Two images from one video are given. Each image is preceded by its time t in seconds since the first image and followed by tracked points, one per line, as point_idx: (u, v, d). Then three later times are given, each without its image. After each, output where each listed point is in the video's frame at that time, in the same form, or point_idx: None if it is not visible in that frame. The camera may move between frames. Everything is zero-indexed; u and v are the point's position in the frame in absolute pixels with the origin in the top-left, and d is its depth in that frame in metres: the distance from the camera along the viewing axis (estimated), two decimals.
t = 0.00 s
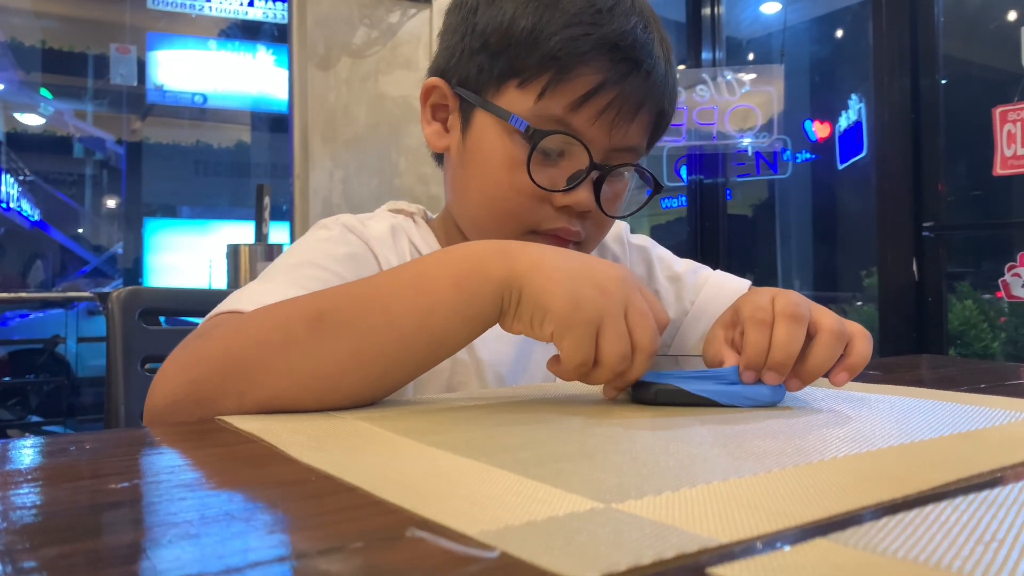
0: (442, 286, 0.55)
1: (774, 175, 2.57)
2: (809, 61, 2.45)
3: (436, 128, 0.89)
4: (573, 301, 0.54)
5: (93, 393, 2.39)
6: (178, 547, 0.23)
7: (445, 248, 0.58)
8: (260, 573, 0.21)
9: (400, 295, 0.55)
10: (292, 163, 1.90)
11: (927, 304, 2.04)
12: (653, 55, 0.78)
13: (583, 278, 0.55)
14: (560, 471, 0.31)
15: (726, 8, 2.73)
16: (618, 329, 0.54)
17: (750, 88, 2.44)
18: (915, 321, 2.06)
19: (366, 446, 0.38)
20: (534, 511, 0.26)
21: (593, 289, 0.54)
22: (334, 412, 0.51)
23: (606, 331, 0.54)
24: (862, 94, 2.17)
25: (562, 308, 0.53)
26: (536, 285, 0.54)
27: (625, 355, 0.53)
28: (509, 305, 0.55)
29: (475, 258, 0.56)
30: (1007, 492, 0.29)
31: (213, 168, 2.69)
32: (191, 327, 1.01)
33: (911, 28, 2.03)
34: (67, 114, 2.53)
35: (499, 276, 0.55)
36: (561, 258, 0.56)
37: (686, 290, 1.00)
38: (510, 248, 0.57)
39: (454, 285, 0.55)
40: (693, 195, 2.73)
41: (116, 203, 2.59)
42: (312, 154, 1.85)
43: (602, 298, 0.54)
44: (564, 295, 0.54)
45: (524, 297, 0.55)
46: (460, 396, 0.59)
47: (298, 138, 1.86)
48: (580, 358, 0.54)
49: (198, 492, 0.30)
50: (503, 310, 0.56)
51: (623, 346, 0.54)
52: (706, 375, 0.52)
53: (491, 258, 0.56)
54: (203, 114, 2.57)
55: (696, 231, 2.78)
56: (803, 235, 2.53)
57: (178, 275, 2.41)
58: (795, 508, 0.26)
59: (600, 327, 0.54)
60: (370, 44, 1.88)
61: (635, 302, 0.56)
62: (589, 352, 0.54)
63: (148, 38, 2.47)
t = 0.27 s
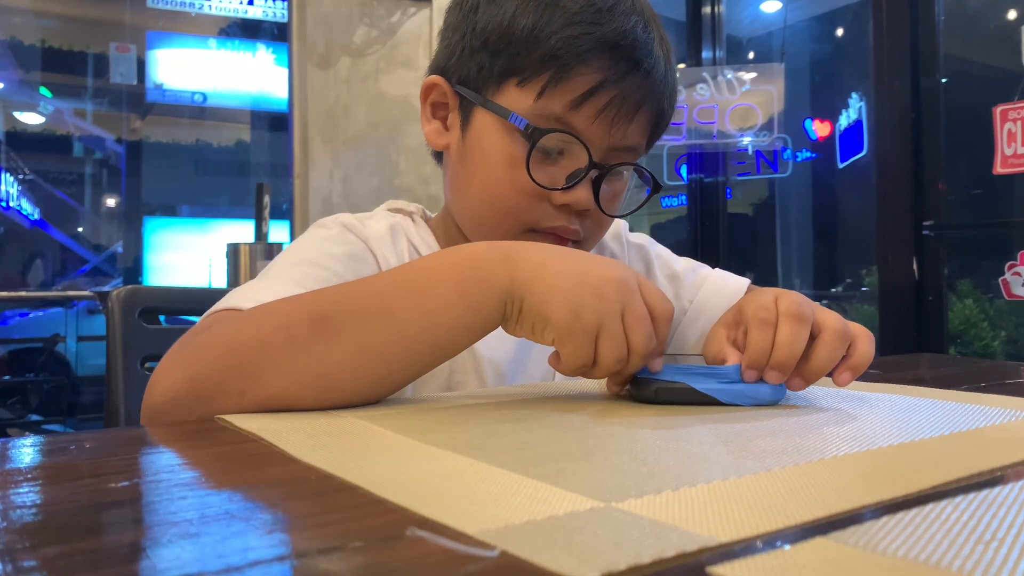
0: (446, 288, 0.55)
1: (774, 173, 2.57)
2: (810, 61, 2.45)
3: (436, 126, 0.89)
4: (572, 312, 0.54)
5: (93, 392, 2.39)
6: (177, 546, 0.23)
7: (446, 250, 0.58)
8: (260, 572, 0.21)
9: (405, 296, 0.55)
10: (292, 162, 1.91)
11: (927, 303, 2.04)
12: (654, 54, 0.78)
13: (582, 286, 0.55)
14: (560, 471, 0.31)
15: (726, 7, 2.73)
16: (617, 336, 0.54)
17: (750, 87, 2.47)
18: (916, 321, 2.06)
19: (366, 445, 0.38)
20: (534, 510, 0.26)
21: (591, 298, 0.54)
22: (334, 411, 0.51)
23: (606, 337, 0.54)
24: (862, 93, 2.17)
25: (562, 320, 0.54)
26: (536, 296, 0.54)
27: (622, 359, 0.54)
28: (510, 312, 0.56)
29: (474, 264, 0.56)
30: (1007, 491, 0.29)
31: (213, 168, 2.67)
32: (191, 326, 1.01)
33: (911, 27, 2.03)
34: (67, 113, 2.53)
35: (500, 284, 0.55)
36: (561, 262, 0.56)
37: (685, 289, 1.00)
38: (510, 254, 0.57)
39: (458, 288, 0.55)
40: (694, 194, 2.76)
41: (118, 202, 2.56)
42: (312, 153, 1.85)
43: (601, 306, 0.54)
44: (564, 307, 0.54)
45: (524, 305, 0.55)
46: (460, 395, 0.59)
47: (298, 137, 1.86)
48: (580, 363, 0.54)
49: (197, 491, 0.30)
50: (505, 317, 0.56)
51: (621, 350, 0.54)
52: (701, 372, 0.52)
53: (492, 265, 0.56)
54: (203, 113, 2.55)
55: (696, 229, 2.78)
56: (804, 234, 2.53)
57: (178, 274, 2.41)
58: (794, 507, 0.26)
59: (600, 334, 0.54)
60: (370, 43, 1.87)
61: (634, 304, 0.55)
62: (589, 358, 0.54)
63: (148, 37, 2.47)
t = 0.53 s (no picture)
0: (439, 283, 0.55)
1: (774, 173, 2.57)
2: (810, 60, 2.44)
3: (436, 127, 0.89)
4: (565, 306, 0.53)
5: (93, 391, 2.39)
6: (178, 545, 0.23)
7: (437, 241, 0.58)
8: (260, 572, 0.21)
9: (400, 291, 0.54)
10: (292, 162, 1.91)
11: (927, 302, 2.04)
12: (653, 49, 0.77)
13: (577, 280, 0.54)
14: (560, 471, 0.31)
15: (726, 7, 2.70)
16: (608, 332, 0.54)
17: (750, 87, 2.45)
18: (915, 320, 2.06)
19: (366, 445, 0.38)
20: (534, 510, 0.26)
21: (585, 292, 0.54)
22: (333, 410, 0.51)
23: (597, 332, 0.53)
24: (862, 93, 2.17)
25: (554, 314, 0.53)
26: (529, 288, 0.54)
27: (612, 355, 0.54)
28: (503, 303, 0.56)
29: (467, 254, 0.56)
30: (1007, 491, 0.29)
31: (214, 167, 2.63)
32: (190, 326, 1.01)
33: (912, 26, 2.03)
34: (66, 112, 2.53)
35: (492, 275, 0.55)
36: (557, 255, 0.55)
37: (690, 288, 1.00)
38: (504, 245, 0.56)
39: (452, 282, 0.55)
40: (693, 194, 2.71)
41: (118, 201, 2.56)
42: (312, 152, 1.85)
43: (594, 301, 0.54)
44: (557, 300, 0.53)
45: (516, 297, 0.55)
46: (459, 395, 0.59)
47: (298, 136, 1.86)
48: (570, 357, 0.54)
49: (197, 491, 0.30)
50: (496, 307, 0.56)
51: (612, 347, 0.54)
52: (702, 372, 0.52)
53: (485, 255, 0.56)
54: (203, 112, 2.51)
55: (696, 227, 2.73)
56: (804, 234, 2.52)
57: (178, 273, 2.41)
58: (794, 507, 0.26)
59: (590, 328, 0.54)
60: (369, 42, 1.87)
61: (627, 300, 0.55)
62: (579, 352, 0.54)
63: (148, 36, 2.47)
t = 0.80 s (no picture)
0: (433, 280, 0.54)
1: (774, 174, 2.57)
2: (810, 61, 2.44)
3: (433, 134, 0.89)
4: (566, 308, 0.50)
5: (93, 393, 2.39)
6: (178, 547, 0.23)
7: (438, 244, 0.57)
8: (260, 573, 0.21)
9: (396, 289, 0.54)
10: (292, 163, 1.91)
11: (927, 304, 2.04)
12: (648, 50, 0.77)
13: (582, 285, 0.51)
14: (560, 472, 0.31)
15: (726, 8, 2.71)
16: (615, 343, 0.50)
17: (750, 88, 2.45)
18: (916, 322, 2.05)
19: (366, 446, 0.38)
20: (534, 511, 0.26)
21: (590, 297, 0.50)
22: (333, 412, 0.51)
23: (601, 342, 0.49)
24: (862, 94, 2.17)
25: (554, 315, 0.50)
26: (528, 287, 0.52)
27: (620, 370, 0.49)
28: (501, 303, 0.54)
29: (464, 255, 0.55)
30: (1007, 492, 0.29)
31: (214, 168, 2.64)
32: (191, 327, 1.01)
33: (912, 28, 2.03)
34: (67, 114, 2.52)
35: (491, 276, 0.54)
36: (563, 262, 0.53)
37: (693, 290, 1.00)
38: (507, 249, 0.55)
39: (441, 281, 0.54)
40: (693, 194, 2.72)
41: (116, 203, 2.58)
42: (313, 154, 1.85)
43: (600, 308, 0.50)
44: (557, 301, 0.50)
45: (516, 299, 0.53)
46: (458, 396, 0.59)
47: (299, 138, 1.86)
48: (572, 370, 0.50)
49: (197, 493, 0.30)
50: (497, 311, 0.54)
51: (619, 363, 0.49)
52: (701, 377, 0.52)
53: (486, 258, 0.55)
54: (203, 115, 2.54)
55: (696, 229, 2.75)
56: (804, 235, 2.52)
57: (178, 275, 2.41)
58: (794, 509, 0.26)
59: (595, 337, 0.50)
60: (370, 44, 1.88)
61: (638, 314, 0.51)
62: (583, 366, 0.50)
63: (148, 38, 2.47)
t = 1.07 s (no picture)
0: (433, 278, 0.55)
1: (774, 173, 2.57)
2: (810, 59, 2.44)
3: (429, 134, 0.89)
4: (562, 289, 0.53)
5: (94, 391, 2.40)
6: (178, 545, 0.23)
7: (434, 240, 0.58)
8: (260, 572, 0.21)
9: (398, 292, 0.54)
10: (292, 161, 1.91)
11: (927, 302, 2.04)
12: (646, 53, 0.76)
13: (575, 270, 0.54)
14: (560, 471, 0.31)
15: (726, 6, 2.72)
16: (606, 323, 0.52)
17: (750, 86, 2.47)
18: (916, 320, 2.05)
19: (364, 445, 0.38)
20: (534, 509, 0.26)
21: (583, 280, 0.53)
22: (332, 410, 0.51)
23: (594, 322, 0.52)
24: (862, 92, 2.17)
25: (551, 295, 0.52)
26: (525, 271, 0.54)
27: (610, 349, 0.52)
28: (496, 288, 0.55)
29: (463, 247, 0.56)
30: (1007, 490, 0.29)
31: (213, 167, 2.59)
32: (191, 326, 1.01)
33: (913, 26, 2.03)
34: (66, 112, 2.51)
35: (486, 261, 0.55)
36: (556, 251, 0.56)
37: (691, 290, 0.99)
38: (501, 237, 0.57)
39: (441, 273, 0.55)
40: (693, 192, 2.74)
41: (117, 201, 2.55)
42: (312, 152, 1.85)
43: (592, 291, 0.53)
44: (554, 282, 0.53)
45: (512, 283, 0.54)
46: (457, 395, 0.59)
47: (299, 136, 1.86)
48: (565, 348, 0.52)
49: (197, 491, 0.30)
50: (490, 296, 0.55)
51: (609, 343, 0.52)
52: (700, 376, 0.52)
53: (481, 246, 0.56)
54: (203, 112, 2.50)
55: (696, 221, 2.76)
56: (804, 233, 2.52)
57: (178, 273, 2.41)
58: (795, 507, 0.26)
59: (588, 318, 0.52)
60: (370, 42, 1.87)
61: (626, 298, 0.54)
62: (574, 346, 0.52)
63: (148, 36, 2.47)
